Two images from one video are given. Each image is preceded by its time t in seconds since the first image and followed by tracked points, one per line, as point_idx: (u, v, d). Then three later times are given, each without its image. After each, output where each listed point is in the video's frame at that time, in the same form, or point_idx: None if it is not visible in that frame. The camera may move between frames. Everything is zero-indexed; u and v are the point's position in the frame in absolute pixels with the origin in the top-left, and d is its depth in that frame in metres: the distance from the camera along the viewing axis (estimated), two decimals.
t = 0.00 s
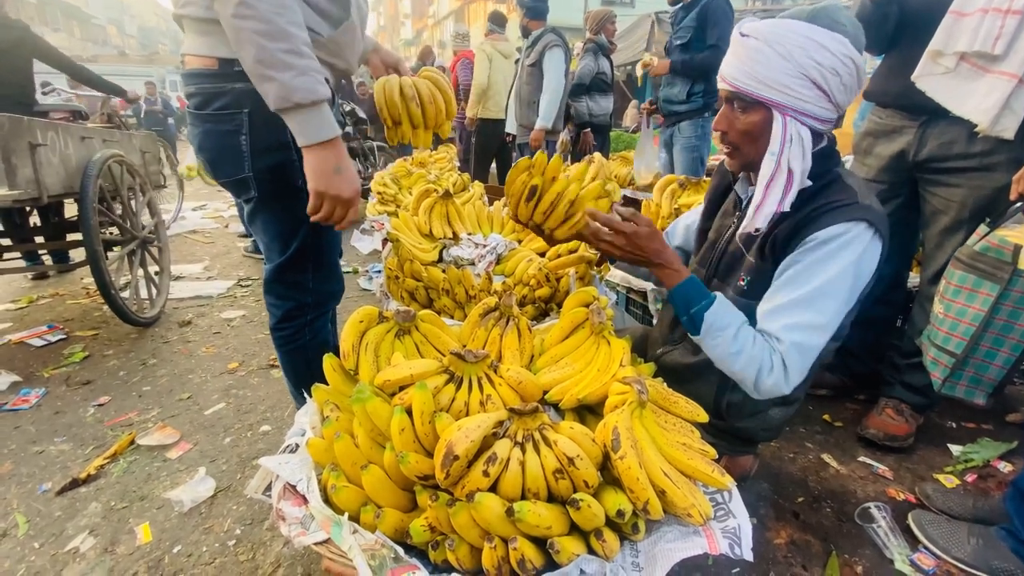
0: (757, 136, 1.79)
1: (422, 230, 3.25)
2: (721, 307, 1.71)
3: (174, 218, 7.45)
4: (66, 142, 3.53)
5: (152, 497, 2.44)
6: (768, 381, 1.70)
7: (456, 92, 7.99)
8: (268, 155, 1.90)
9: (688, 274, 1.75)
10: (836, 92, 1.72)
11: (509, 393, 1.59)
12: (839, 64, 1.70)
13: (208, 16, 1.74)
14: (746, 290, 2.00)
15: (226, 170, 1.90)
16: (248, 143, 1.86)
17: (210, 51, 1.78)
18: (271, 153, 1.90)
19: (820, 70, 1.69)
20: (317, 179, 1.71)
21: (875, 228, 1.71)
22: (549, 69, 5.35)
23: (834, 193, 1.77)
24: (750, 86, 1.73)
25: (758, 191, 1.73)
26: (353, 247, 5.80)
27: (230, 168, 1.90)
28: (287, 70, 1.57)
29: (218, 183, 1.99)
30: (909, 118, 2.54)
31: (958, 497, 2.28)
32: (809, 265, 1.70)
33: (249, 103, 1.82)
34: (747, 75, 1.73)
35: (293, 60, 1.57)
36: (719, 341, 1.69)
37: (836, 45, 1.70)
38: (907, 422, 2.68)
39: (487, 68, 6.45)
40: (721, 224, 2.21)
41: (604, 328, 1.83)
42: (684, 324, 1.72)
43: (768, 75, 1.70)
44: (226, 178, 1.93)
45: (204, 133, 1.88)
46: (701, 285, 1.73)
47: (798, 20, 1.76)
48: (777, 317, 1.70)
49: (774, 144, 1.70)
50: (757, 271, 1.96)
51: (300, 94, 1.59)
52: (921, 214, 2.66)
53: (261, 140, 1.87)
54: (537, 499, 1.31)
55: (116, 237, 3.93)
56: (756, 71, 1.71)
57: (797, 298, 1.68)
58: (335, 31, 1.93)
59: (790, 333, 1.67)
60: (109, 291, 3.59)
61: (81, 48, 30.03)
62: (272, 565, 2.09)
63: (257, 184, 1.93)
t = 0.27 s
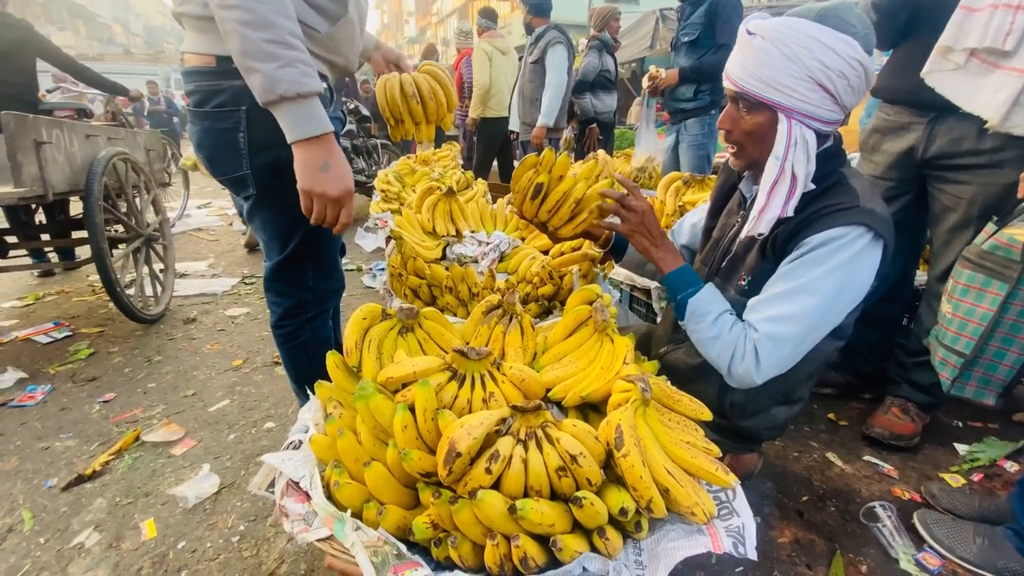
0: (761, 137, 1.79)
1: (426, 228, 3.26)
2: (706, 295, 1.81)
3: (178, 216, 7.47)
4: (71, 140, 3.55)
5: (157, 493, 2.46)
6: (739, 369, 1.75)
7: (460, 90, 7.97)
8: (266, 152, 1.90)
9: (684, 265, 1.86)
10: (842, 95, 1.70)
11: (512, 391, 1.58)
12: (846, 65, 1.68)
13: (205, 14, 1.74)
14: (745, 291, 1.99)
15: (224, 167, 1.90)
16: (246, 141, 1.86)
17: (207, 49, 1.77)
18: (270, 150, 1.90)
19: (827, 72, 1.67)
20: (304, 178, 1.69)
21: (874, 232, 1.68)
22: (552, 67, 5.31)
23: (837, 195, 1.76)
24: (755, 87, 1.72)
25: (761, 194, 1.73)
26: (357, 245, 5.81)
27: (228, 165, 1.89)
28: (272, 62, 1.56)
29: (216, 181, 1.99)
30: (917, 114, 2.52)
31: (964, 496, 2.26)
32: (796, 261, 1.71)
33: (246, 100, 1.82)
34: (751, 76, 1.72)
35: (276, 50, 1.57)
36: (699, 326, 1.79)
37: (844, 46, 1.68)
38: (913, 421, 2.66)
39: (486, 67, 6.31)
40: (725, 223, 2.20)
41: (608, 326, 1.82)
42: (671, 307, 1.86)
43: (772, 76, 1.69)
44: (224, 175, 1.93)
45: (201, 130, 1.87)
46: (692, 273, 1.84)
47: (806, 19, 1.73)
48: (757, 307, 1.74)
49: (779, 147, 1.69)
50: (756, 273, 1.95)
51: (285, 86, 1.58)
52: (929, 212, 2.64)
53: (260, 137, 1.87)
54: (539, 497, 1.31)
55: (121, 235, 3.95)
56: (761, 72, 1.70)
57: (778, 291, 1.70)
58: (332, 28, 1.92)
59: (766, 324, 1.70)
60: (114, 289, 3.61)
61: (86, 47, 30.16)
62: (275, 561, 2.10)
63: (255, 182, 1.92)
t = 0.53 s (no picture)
0: (767, 134, 1.77)
1: (429, 226, 3.24)
2: (717, 299, 1.80)
3: (184, 214, 7.51)
4: (78, 139, 3.57)
5: (162, 489, 2.47)
6: (751, 373, 1.73)
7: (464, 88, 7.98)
8: (270, 151, 1.90)
9: (696, 269, 1.88)
10: (851, 95, 1.69)
11: (515, 389, 1.58)
12: (856, 64, 1.67)
13: (209, 12, 1.74)
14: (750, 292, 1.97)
15: (228, 165, 1.91)
16: (249, 139, 1.86)
17: (210, 47, 1.78)
18: (273, 149, 1.90)
19: (838, 71, 1.65)
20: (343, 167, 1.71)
21: (882, 233, 1.67)
22: (556, 65, 5.29)
23: (843, 196, 1.74)
24: (764, 84, 1.70)
25: (767, 193, 1.72)
26: (361, 243, 5.82)
27: (232, 164, 1.90)
28: (299, 62, 1.58)
29: (221, 179, 2.00)
30: (926, 111, 2.49)
31: (971, 497, 2.24)
32: (805, 263, 1.69)
33: (250, 99, 1.83)
34: (760, 73, 1.70)
35: (301, 51, 1.58)
36: (709, 330, 1.78)
37: (854, 45, 1.66)
38: (920, 421, 2.64)
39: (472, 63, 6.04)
40: (729, 223, 2.18)
41: (611, 324, 1.82)
42: (681, 312, 1.86)
43: (782, 74, 1.67)
44: (228, 174, 1.93)
45: (205, 129, 1.88)
46: (703, 277, 1.84)
47: (817, 16, 1.72)
48: (767, 310, 1.73)
49: (786, 146, 1.68)
50: (763, 274, 1.93)
51: (310, 85, 1.59)
52: (937, 210, 2.62)
53: (263, 136, 1.88)
54: (543, 495, 1.31)
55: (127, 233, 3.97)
56: (770, 69, 1.68)
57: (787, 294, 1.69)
58: (334, 24, 1.92)
59: (775, 328, 1.69)
60: (120, 287, 3.63)
61: (93, 46, 30.34)
62: (280, 557, 2.11)
63: (259, 180, 1.93)
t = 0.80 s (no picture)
0: (775, 134, 1.77)
1: (433, 226, 3.24)
2: (713, 291, 1.79)
3: (190, 213, 7.55)
4: (85, 138, 3.60)
5: (168, 487, 2.49)
6: (742, 365, 1.73)
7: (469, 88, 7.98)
8: (277, 150, 1.91)
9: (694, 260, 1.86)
10: (861, 97, 1.68)
11: (519, 389, 1.58)
12: (866, 65, 1.65)
13: (215, 12, 1.75)
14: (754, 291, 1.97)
15: (234, 165, 1.91)
16: (256, 139, 1.87)
17: (217, 47, 1.79)
18: (279, 149, 1.91)
19: (849, 72, 1.64)
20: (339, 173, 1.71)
21: (885, 233, 1.65)
22: (562, 64, 5.30)
23: (848, 195, 1.73)
24: (774, 84, 1.69)
25: (774, 194, 1.71)
26: (366, 243, 5.83)
27: (239, 164, 1.91)
28: (301, 65, 1.58)
29: (227, 179, 2.00)
30: (934, 111, 2.48)
31: (978, 499, 2.22)
32: (804, 259, 1.68)
33: (257, 99, 1.84)
34: (770, 73, 1.69)
35: (304, 54, 1.58)
36: (704, 321, 1.78)
37: (866, 45, 1.65)
38: (927, 423, 2.62)
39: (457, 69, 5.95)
40: (734, 222, 2.18)
41: (616, 324, 1.81)
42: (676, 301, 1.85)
43: (790, 73, 1.66)
44: (235, 174, 1.94)
45: (212, 129, 1.89)
46: (700, 269, 1.83)
47: (829, 15, 1.70)
48: (763, 303, 1.72)
49: (795, 147, 1.66)
50: (764, 272, 1.93)
51: (313, 87, 1.59)
52: (945, 211, 2.60)
53: (270, 135, 1.89)
54: (546, 496, 1.30)
55: (134, 232, 3.99)
56: (779, 68, 1.67)
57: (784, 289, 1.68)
58: (340, 24, 1.92)
59: (770, 321, 1.68)
60: (127, 285, 3.66)
61: (100, 46, 30.54)
62: (284, 556, 2.12)
63: (266, 180, 1.93)
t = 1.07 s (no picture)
0: (780, 134, 1.75)
1: (438, 226, 3.25)
2: (724, 298, 1.79)
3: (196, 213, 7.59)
4: (92, 139, 3.62)
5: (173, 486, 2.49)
6: (757, 373, 1.72)
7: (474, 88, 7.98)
8: (284, 150, 1.91)
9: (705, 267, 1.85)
10: (866, 100, 1.68)
11: (524, 389, 1.57)
12: (873, 69, 1.65)
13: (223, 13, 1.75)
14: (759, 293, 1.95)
15: (243, 165, 1.92)
16: (264, 138, 1.88)
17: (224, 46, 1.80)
18: (286, 148, 1.91)
19: (855, 75, 1.64)
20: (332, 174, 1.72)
21: (894, 234, 1.64)
22: (569, 65, 5.29)
23: (855, 196, 1.71)
24: (779, 84, 1.68)
25: (775, 195, 1.71)
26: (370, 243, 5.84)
27: (247, 163, 1.91)
28: (300, 65, 1.58)
29: (235, 179, 2.01)
30: (945, 112, 2.45)
31: (987, 502, 2.20)
32: (814, 264, 1.67)
33: (264, 98, 1.84)
34: (776, 72, 1.68)
35: (304, 54, 1.58)
36: (715, 329, 1.77)
37: (874, 48, 1.64)
38: (935, 425, 2.59)
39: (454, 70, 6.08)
40: (740, 224, 2.16)
41: (621, 325, 1.80)
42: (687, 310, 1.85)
43: (797, 72, 1.65)
44: (242, 173, 1.94)
45: (221, 129, 1.90)
46: (709, 276, 1.82)
47: (838, 16, 1.69)
48: (773, 309, 1.71)
49: (798, 149, 1.66)
50: (771, 275, 1.91)
51: (317, 88, 1.60)
52: (956, 212, 2.58)
53: (277, 135, 1.89)
54: (551, 496, 1.30)
55: (141, 232, 4.01)
56: (785, 67, 1.66)
57: (794, 294, 1.67)
58: (347, 25, 1.93)
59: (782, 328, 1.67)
60: (134, 285, 3.67)
61: (108, 48, 30.76)
62: (288, 555, 2.12)
63: (273, 179, 1.94)
